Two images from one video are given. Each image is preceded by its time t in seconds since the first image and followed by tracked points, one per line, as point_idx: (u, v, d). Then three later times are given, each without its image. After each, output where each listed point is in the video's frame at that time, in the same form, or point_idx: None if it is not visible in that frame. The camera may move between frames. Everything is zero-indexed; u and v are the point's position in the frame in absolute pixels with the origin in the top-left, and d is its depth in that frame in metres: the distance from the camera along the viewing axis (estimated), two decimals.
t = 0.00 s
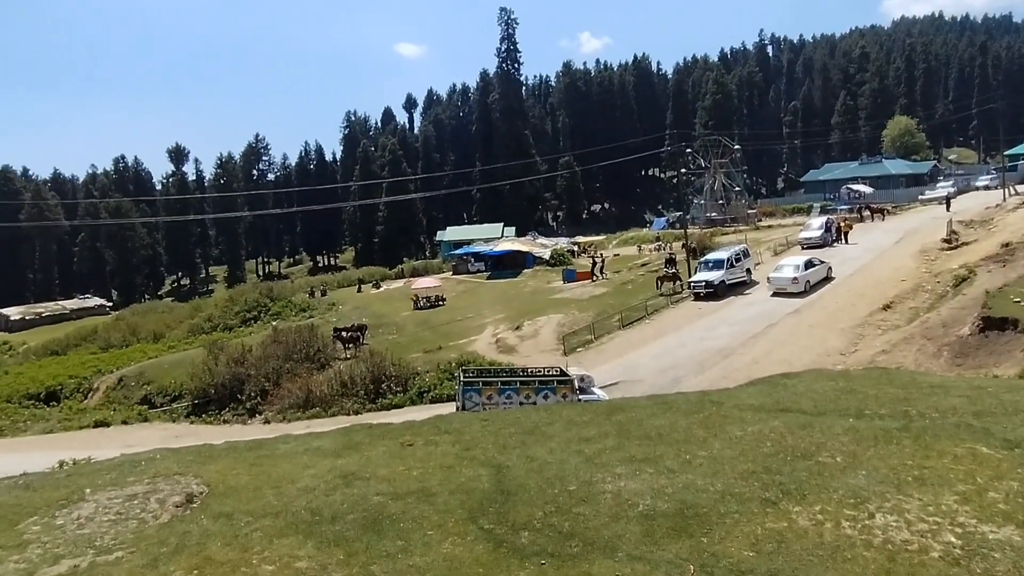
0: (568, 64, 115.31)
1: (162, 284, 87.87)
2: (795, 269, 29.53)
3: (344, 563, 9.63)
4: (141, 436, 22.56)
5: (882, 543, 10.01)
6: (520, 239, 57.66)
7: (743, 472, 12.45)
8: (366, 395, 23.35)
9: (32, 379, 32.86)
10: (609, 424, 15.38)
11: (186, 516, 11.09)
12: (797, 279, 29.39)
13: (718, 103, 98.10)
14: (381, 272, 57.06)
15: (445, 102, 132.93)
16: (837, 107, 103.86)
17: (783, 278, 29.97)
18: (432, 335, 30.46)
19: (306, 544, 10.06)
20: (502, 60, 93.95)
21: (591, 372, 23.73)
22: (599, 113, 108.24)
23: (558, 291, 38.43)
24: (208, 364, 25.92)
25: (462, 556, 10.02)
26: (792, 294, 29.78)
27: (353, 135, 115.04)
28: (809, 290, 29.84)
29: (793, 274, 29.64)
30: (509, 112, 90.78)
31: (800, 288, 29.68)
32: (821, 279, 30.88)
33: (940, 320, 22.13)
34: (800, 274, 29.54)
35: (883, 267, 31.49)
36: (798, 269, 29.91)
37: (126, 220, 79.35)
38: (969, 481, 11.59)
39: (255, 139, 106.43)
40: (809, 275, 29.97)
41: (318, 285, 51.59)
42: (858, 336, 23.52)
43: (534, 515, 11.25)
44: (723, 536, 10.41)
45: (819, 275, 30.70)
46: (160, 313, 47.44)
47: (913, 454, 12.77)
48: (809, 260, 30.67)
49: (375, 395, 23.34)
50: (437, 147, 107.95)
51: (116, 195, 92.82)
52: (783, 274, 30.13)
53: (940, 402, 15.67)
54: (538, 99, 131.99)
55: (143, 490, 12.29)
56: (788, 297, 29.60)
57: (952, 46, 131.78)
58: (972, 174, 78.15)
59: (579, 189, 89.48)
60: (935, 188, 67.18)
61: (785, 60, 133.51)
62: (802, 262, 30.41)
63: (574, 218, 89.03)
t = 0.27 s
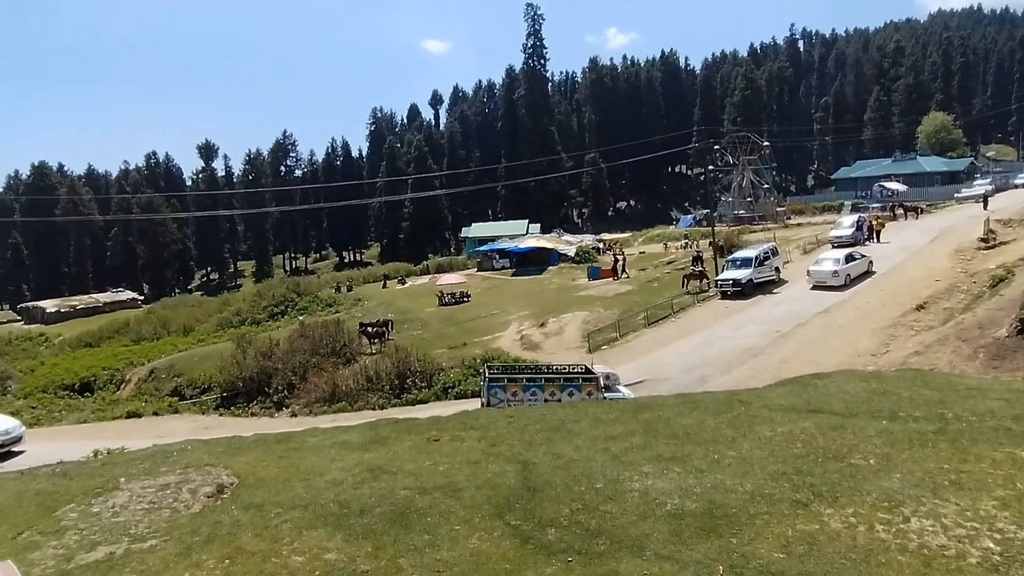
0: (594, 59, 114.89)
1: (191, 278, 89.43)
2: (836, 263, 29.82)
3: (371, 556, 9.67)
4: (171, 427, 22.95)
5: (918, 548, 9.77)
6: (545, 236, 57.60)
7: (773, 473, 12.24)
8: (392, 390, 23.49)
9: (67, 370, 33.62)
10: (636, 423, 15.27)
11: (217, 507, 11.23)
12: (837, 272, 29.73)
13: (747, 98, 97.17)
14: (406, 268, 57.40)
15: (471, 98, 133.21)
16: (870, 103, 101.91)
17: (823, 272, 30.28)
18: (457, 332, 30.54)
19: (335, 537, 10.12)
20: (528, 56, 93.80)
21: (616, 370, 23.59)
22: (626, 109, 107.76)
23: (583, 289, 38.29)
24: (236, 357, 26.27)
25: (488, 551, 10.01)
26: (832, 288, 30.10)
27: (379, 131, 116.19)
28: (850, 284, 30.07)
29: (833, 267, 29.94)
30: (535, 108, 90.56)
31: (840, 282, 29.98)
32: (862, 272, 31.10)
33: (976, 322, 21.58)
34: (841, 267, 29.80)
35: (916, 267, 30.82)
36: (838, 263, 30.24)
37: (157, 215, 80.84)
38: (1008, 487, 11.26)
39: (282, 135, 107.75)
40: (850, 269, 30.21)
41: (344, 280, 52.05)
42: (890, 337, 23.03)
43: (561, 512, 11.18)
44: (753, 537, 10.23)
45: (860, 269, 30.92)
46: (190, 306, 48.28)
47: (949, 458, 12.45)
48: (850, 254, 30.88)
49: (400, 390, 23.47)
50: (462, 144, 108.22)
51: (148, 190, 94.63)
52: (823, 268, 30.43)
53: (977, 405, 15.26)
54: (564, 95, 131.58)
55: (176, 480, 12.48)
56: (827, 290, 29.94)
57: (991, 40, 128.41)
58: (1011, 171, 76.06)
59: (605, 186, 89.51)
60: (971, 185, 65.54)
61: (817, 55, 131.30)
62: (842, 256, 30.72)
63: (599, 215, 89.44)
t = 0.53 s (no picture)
0: (621, 55, 114.26)
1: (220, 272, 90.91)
2: (877, 256, 29.95)
3: (398, 549, 9.69)
4: (201, 419, 23.31)
5: (954, 553, 9.51)
6: (570, 233, 57.43)
7: (804, 474, 12.03)
8: (416, 385, 23.60)
9: (100, 362, 34.37)
10: (662, 421, 15.13)
11: (246, 498, 11.35)
12: (878, 265, 29.85)
13: (777, 94, 95.78)
14: (431, 264, 57.64)
15: (496, 95, 133.28)
16: (904, 98, 99.98)
17: (864, 265, 30.42)
18: (481, 328, 30.59)
19: (362, 529, 10.17)
20: (554, 52, 93.42)
21: (641, 367, 23.45)
22: (652, 106, 107.21)
23: (608, 286, 38.10)
24: (264, 351, 26.60)
25: (515, 547, 9.97)
26: (872, 281, 30.25)
27: (405, 128, 117.37)
28: (891, 278, 30.17)
29: (874, 261, 30.07)
30: (560, 105, 90.19)
31: (881, 275, 30.10)
32: (903, 267, 31.16)
33: (1013, 323, 21.01)
34: (882, 260, 29.93)
35: (951, 266, 30.13)
36: (880, 257, 30.33)
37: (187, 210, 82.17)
38: None
39: (309, 132, 108.92)
40: (891, 263, 30.26)
41: (370, 276, 52.46)
42: (923, 337, 22.54)
43: (587, 509, 11.11)
44: (783, 538, 10.05)
45: (901, 263, 30.98)
46: (219, 300, 49.01)
47: (987, 461, 12.12)
48: (892, 248, 30.96)
49: (424, 385, 23.59)
50: (487, 140, 108.40)
51: (178, 186, 96.31)
52: (864, 261, 30.58)
53: (1016, 409, 14.83)
54: (590, 91, 130.90)
55: (206, 471, 12.66)
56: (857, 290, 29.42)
57: None
58: None
59: (631, 182, 89.32)
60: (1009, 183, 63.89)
61: (849, 50, 128.94)
62: (883, 250, 30.79)
63: (624, 211, 89.60)
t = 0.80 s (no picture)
0: (648, 51, 113.37)
1: (249, 267, 92.39)
2: (921, 250, 30.08)
3: (425, 542, 9.74)
4: (231, 410, 23.70)
5: (993, 559, 9.28)
6: (595, 230, 57.24)
7: (835, 476, 11.83)
8: (442, 380, 23.73)
9: (134, 353, 35.14)
10: (690, 420, 15.00)
11: (275, 488, 11.52)
12: (923, 259, 29.97)
13: (807, 90, 94.49)
14: (456, 260, 57.90)
15: (522, 90, 133.16)
16: (941, 93, 97.69)
17: (908, 259, 30.56)
18: (506, 324, 30.64)
19: (390, 522, 10.24)
20: (580, 47, 93.09)
21: (667, 365, 23.29)
22: (680, 101, 106.23)
23: (634, 283, 37.86)
24: (292, 344, 26.95)
25: (541, 542, 9.97)
26: (917, 275, 30.39)
27: (431, 124, 117.90)
28: (936, 271, 30.26)
29: (919, 255, 30.19)
30: (586, 100, 89.57)
31: (926, 269, 30.21)
32: (949, 261, 31.19)
33: None
34: (926, 254, 30.04)
35: (988, 267, 29.40)
36: (924, 251, 30.44)
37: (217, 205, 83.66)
38: None
39: (336, 128, 110.03)
40: (936, 257, 30.35)
41: (396, 271, 52.82)
42: (959, 339, 22.01)
43: (613, 506, 11.06)
44: (814, 540, 9.91)
45: (947, 256, 31.01)
46: (248, 294, 49.77)
47: None
48: (937, 242, 31.01)
49: (449, 380, 23.71)
50: (513, 136, 108.36)
51: (209, 181, 98.07)
52: (908, 255, 30.71)
53: None
54: (616, 87, 130.04)
55: (236, 461, 12.87)
56: (890, 289, 28.90)
57: None
58: None
59: (658, 179, 88.58)
60: None
61: (883, 43, 126.34)
62: (929, 243, 30.85)
63: (650, 209, 88.91)
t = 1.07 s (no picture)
0: (675, 46, 112.45)
1: (276, 261, 93.68)
2: (968, 245, 29.89)
3: (452, 536, 9.78)
4: (259, 401, 24.05)
5: None
6: (621, 226, 56.93)
7: (868, 478, 11.61)
8: (466, 375, 23.83)
9: (165, 345, 35.86)
10: (717, 419, 14.84)
11: (304, 479, 11.66)
12: (970, 254, 29.81)
13: (839, 84, 92.78)
14: (481, 256, 58.04)
15: (547, 86, 132.85)
16: (979, 87, 95.25)
17: (954, 254, 30.40)
18: (530, 320, 30.63)
19: (417, 515, 10.30)
20: (606, 43, 92.71)
21: (693, 364, 23.09)
22: (707, 97, 105.21)
23: (660, 281, 37.58)
24: (318, 338, 27.27)
25: (568, 539, 9.94)
26: (964, 270, 30.23)
27: (457, 120, 118.40)
28: (983, 267, 30.10)
29: (965, 250, 30.03)
30: (612, 96, 88.95)
31: (973, 264, 30.07)
32: (995, 256, 31.02)
33: None
34: (973, 249, 29.87)
35: None
36: (971, 245, 30.27)
37: (246, 200, 84.98)
38: None
39: (363, 124, 111.03)
40: (983, 252, 30.18)
41: (421, 267, 53.13)
42: (996, 340, 21.45)
43: (640, 504, 10.99)
44: (846, 543, 9.73)
45: (994, 252, 30.83)
46: (275, 288, 50.47)
47: None
48: (983, 237, 30.84)
49: (474, 375, 23.79)
50: (538, 132, 108.25)
51: (238, 176, 99.68)
52: (954, 250, 30.55)
53: None
54: (642, 83, 129.00)
55: (266, 451, 13.05)
56: (924, 289, 28.27)
57: None
58: None
59: (684, 176, 87.64)
60: None
61: (919, 36, 123.53)
62: (975, 238, 30.69)
63: (676, 206, 88.04)
